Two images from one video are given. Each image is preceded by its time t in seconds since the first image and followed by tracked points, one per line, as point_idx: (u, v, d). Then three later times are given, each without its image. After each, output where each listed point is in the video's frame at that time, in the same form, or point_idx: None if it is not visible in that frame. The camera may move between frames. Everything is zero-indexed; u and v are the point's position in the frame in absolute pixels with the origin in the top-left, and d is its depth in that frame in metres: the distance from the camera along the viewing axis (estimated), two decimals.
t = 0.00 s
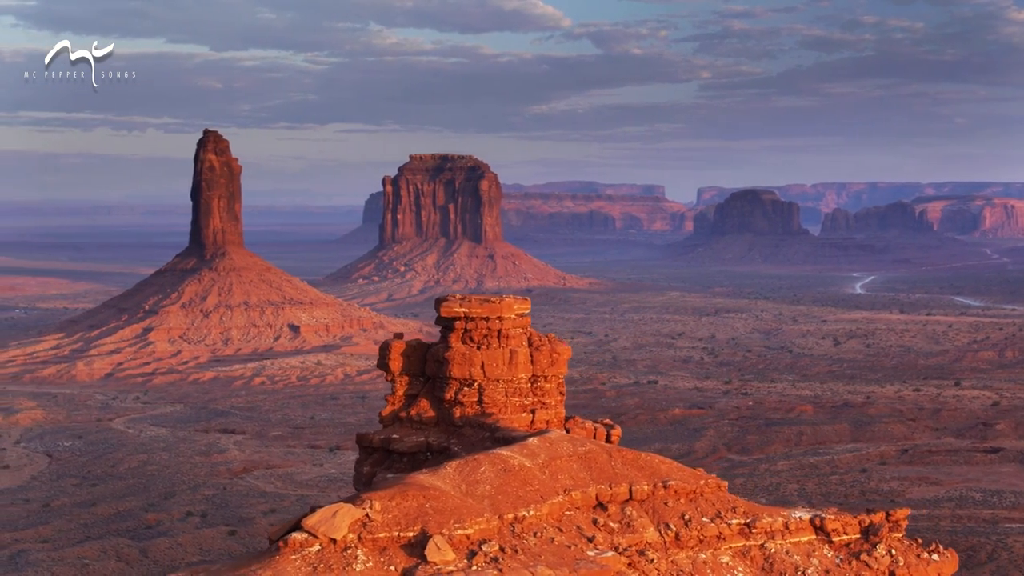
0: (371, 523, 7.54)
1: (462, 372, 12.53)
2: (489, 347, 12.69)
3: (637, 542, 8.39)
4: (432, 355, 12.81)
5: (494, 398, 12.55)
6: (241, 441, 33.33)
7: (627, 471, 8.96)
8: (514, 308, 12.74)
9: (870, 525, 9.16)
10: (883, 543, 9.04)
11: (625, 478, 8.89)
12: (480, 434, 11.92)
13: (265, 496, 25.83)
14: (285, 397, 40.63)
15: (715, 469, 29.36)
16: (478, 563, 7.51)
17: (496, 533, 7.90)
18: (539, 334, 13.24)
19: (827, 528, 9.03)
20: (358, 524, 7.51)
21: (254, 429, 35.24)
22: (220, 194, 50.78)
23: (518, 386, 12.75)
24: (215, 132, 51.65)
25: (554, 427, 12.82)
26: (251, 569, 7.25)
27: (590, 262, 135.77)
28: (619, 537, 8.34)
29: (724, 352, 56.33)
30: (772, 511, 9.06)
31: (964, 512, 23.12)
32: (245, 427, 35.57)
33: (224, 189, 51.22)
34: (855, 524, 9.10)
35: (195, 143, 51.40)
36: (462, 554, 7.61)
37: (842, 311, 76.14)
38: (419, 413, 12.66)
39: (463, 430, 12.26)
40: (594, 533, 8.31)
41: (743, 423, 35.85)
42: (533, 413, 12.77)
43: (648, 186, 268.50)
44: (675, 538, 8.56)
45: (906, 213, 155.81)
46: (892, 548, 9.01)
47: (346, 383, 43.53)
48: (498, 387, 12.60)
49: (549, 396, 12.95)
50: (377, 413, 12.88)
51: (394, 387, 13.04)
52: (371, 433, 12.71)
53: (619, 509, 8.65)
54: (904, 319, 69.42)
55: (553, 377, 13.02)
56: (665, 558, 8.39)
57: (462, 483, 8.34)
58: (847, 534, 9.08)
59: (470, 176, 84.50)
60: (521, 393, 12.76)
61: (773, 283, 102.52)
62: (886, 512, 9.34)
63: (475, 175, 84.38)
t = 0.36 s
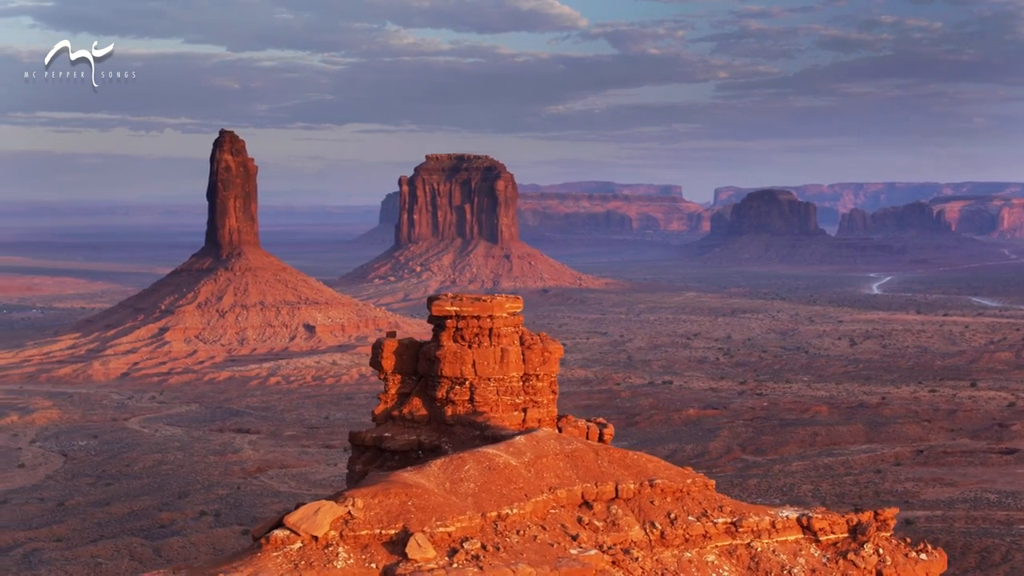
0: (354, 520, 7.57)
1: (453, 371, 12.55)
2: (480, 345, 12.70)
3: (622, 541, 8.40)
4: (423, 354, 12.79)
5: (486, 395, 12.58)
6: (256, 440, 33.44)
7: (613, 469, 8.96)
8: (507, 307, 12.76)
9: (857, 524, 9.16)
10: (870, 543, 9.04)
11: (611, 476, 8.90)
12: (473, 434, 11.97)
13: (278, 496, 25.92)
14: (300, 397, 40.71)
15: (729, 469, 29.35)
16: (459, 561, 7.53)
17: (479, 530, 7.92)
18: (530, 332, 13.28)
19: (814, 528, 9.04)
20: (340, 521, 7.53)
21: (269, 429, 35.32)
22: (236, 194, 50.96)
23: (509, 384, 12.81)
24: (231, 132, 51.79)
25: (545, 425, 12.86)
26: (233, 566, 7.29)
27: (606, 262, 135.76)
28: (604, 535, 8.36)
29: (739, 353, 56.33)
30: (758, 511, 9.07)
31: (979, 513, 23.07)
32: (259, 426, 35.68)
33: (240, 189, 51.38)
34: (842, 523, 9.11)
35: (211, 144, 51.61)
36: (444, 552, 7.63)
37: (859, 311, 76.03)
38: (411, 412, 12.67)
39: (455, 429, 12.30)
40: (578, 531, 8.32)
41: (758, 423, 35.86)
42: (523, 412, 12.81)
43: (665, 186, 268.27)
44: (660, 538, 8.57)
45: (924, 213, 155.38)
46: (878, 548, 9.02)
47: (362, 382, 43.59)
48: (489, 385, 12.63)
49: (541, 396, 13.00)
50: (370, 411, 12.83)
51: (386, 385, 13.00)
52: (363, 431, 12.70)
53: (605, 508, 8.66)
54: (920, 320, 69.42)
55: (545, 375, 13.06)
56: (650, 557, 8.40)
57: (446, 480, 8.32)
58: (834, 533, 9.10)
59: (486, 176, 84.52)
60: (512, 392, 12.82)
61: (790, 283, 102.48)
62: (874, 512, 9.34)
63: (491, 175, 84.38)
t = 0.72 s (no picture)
0: (333, 517, 7.60)
1: (444, 369, 12.58)
2: (470, 343, 12.71)
3: (605, 539, 8.47)
4: (415, 353, 12.84)
5: (476, 395, 12.60)
6: (273, 440, 33.50)
7: (597, 467, 9.02)
8: (497, 306, 12.69)
9: (843, 522, 9.24)
10: (855, 541, 9.12)
11: (596, 475, 8.95)
12: (462, 434, 12.00)
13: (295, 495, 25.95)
14: (316, 397, 40.78)
15: (745, 469, 29.30)
16: (437, 558, 7.55)
17: (459, 527, 7.96)
18: (522, 331, 13.30)
19: (799, 526, 9.12)
20: (319, 518, 7.56)
21: (286, 428, 35.40)
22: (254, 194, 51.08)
23: (500, 383, 12.79)
24: (250, 132, 51.84)
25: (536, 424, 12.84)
26: (212, 563, 7.33)
27: (625, 262, 135.70)
28: (587, 533, 8.43)
29: (757, 352, 56.21)
30: (744, 509, 9.15)
31: (995, 513, 23.02)
32: (276, 426, 35.77)
33: (258, 189, 51.48)
34: (828, 523, 9.20)
35: (229, 144, 51.69)
36: (422, 549, 7.64)
37: (878, 311, 75.82)
38: (403, 409, 12.75)
39: (445, 428, 12.35)
40: (560, 529, 8.38)
41: (775, 423, 35.80)
42: (515, 410, 12.78)
43: (684, 186, 267.69)
44: (644, 535, 8.64)
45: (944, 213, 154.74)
46: (864, 546, 9.09)
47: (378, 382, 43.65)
48: (480, 384, 12.65)
49: (532, 394, 12.95)
50: (363, 409, 12.92)
51: (378, 383, 13.08)
52: (356, 429, 12.83)
53: (589, 506, 8.72)
54: (940, 320, 69.22)
55: (536, 374, 13.06)
56: (632, 555, 8.45)
57: (429, 478, 8.37)
58: (820, 532, 9.20)
59: (504, 176, 84.45)
60: (503, 390, 12.80)
61: (808, 283, 102.20)
62: (861, 510, 9.41)
63: (510, 175, 84.31)
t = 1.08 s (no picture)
0: (314, 515, 7.65)
1: (434, 368, 12.60)
2: (461, 342, 12.72)
3: (589, 537, 8.46)
4: (406, 351, 12.89)
5: (467, 393, 12.60)
6: (290, 439, 33.57)
7: (583, 465, 9.00)
8: (487, 304, 12.73)
9: (829, 522, 9.26)
10: (842, 540, 9.13)
11: (581, 473, 8.94)
12: (453, 432, 12.03)
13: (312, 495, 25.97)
14: (332, 396, 40.86)
15: (761, 469, 29.24)
16: (418, 556, 7.53)
17: (441, 525, 7.94)
18: (512, 330, 13.34)
19: (786, 525, 9.13)
20: (301, 515, 7.62)
21: (303, 428, 35.48)
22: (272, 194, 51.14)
23: (491, 381, 12.82)
24: (268, 132, 51.86)
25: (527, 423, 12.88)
26: (193, 560, 7.41)
27: (643, 262, 135.54)
28: (570, 532, 8.42)
29: (775, 353, 56.07)
30: (730, 508, 9.16)
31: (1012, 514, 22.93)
32: (293, 425, 35.86)
33: (276, 189, 51.54)
34: (814, 521, 9.20)
35: (247, 144, 51.73)
36: (402, 546, 7.65)
37: (897, 311, 75.54)
38: (395, 408, 12.79)
39: (437, 426, 12.36)
40: (544, 527, 8.36)
41: (792, 423, 35.71)
42: (506, 409, 12.83)
43: (703, 186, 267.21)
44: (628, 534, 8.63)
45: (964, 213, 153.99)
46: (850, 545, 9.10)
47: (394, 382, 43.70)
48: (471, 382, 12.66)
49: (523, 392, 13.03)
50: (355, 408, 12.97)
51: (371, 382, 13.12)
52: (349, 427, 12.86)
53: (574, 504, 8.71)
54: (959, 320, 68.91)
55: (528, 372, 13.18)
56: (616, 554, 8.45)
57: (412, 475, 8.34)
58: (806, 531, 9.18)
59: (522, 176, 84.33)
60: (494, 388, 12.83)
61: (827, 283, 101.77)
62: (847, 509, 9.43)
63: (528, 175, 84.18)
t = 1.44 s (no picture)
0: (297, 512, 7.79)
1: (426, 366, 12.63)
2: (454, 340, 12.75)
3: (573, 534, 8.50)
4: (400, 349, 12.96)
5: (460, 391, 12.63)
6: (307, 438, 33.66)
7: (569, 463, 9.05)
8: (479, 302, 12.75)
9: (816, 520, 9.26)
10: (829, 539, 9.12)
11: (567, 471, 8.98)
12: (442, 430, 12.06)
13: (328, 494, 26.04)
14: (349, 396, 40.93)
15: (778, 469, 29.19)
16: (398, 553, 7.63)
17: (423, 522, 8.01)
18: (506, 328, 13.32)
19: (772, 524, 9.12)
20: (283, 512, 7.76)
21: (321, 427, 35.57)
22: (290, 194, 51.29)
23: (483, 379, 12.84)
24: (286, 132, 52.07)
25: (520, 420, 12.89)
26: (177, 556, 7.58)
27: (662, 262, 135.29)
28: (554, 529, 8.46)
29: (793, 352, 55.88)
30: (717, 506, 9.16)
31: None
32: (310, 425, 35.95)
33: (294, 189, 51.71)
34: (801, 520, 9.21)
35: (266, 145, 51.95)
36: (383, 543, 7.75)
37: (916, 311, 75.22)
38: (388, 406, 12.85)
39: (428, 424, 12.41)
40: (527, 525, 8.41)
41: (809, 423, 35.62)
42: (499, 406, 12.84)
43: (722, 186, 266.50)
44: (613, 531, 8.66)
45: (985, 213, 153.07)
46: (837, 544, 9.09)
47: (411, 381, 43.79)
48: (463, 380, 12.69)
49: (516, 391, 13.02)
50: (349, 406, 13.07)
51: (364, 380, 13.21)
52: (342, 425, 12.97)
53: (559, 502, 8.75)
54: (979, 320, 68.52)
55: (521, 371, 13.13)
56: (601, 552, 8.48)
57: (396, 473, 8.42)
58: (793, 530, 9.20)
59: (541, 176, 84.20)
60: (487, 386, 12.84)
61: (847, 283, 101.25)
62: (835, 508, 9.44)
63: (546, 175, 83.99)
